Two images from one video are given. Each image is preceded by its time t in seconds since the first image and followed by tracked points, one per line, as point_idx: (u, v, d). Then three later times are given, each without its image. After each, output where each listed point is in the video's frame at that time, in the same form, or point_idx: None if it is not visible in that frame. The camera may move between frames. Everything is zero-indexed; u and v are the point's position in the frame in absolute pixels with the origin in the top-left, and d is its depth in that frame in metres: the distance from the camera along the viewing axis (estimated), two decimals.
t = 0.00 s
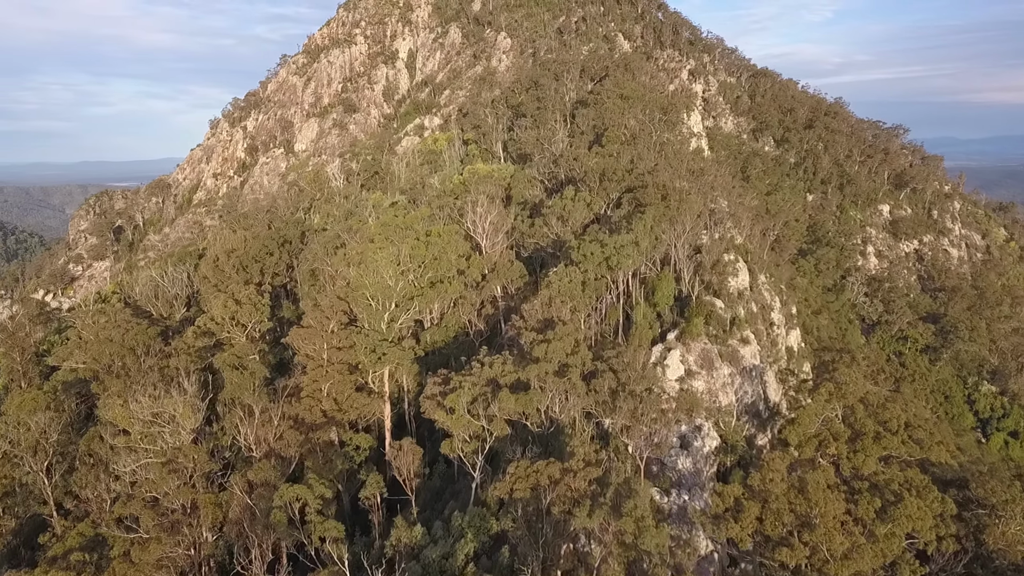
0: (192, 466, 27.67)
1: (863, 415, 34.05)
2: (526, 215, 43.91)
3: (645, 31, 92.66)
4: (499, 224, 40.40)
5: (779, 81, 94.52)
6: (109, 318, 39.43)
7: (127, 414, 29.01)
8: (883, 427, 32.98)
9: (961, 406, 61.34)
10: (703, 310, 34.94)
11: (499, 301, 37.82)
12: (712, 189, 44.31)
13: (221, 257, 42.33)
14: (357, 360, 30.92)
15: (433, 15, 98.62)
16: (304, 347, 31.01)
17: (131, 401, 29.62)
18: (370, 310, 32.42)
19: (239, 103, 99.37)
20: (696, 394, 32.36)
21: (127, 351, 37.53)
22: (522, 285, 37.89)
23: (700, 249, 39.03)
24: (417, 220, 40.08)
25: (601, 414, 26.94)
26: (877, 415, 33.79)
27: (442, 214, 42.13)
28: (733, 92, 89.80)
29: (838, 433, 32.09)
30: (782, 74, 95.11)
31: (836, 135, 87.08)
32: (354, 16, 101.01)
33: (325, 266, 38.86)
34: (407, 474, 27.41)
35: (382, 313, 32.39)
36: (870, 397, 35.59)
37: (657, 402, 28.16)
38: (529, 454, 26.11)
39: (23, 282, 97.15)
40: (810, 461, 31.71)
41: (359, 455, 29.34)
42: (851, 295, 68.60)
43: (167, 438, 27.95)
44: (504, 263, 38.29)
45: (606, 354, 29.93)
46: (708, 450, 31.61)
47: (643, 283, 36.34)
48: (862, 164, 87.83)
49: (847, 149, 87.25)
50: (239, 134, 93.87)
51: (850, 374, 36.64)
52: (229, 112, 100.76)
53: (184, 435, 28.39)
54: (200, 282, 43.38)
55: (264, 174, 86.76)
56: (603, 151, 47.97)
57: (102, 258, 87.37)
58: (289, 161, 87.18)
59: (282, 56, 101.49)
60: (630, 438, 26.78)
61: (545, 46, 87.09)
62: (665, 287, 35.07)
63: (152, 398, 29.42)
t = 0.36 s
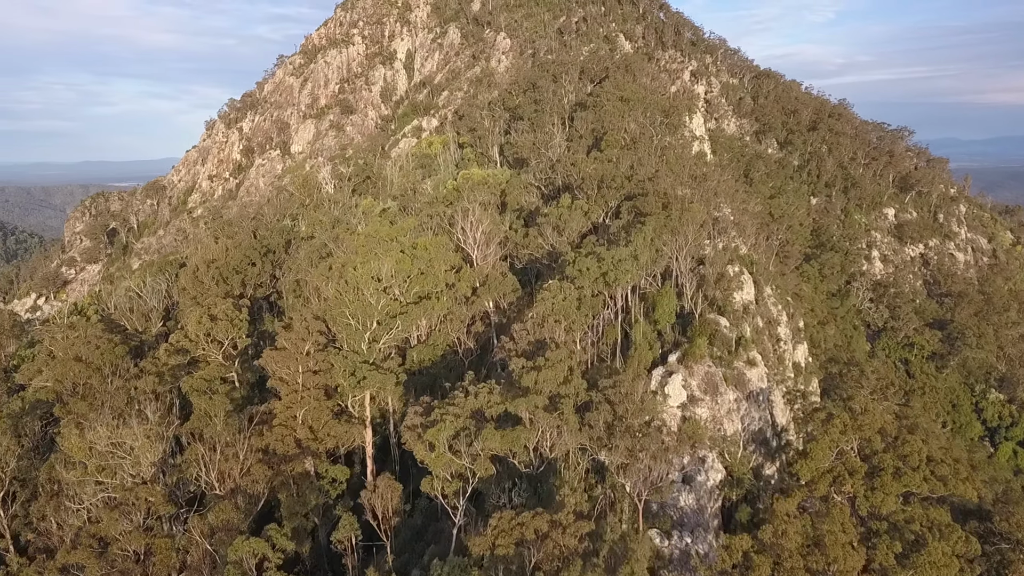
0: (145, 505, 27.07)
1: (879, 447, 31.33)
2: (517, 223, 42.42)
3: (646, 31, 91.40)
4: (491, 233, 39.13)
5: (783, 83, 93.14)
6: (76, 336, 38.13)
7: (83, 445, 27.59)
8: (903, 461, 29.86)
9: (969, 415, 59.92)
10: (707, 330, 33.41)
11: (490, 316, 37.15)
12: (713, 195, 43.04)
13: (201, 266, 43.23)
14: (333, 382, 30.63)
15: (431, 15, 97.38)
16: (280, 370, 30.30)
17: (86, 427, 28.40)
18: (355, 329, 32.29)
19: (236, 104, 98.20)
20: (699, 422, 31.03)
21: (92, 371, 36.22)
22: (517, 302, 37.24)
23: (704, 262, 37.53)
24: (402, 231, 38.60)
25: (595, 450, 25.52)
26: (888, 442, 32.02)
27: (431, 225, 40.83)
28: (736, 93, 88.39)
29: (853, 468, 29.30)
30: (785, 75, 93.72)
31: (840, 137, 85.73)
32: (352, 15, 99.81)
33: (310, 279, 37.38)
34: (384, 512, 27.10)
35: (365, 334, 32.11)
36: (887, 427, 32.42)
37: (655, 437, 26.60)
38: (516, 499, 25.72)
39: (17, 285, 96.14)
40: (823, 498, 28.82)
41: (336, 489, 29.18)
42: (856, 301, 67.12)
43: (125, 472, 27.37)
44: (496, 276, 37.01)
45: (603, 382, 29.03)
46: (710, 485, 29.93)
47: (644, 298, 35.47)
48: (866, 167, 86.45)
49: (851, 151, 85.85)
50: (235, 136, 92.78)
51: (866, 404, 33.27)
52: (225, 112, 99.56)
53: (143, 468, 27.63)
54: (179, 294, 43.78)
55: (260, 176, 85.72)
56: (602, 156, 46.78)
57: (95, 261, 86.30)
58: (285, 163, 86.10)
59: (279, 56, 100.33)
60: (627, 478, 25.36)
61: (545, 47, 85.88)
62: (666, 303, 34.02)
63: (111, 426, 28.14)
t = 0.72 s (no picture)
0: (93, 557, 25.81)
1: (900, 486, 29.29)
2: (507, 234, 41.02)
3: (646, 32, 90.17)
4: (481, 246, 37.61)
5: (784, 84, 91.88)
6: (37, 360, 37.13)
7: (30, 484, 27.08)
8: (925, 505, 27.72)
9: (975, 424, 58.72)
10: (709, 351, 32.17)
11: (479, 334, 35.93)
12: (712, 204, 41.91)
13: (177, 279, 42.47)
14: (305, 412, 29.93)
15: (428, 15, 96.08)
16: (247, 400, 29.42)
17: (35, 463, 27.82)
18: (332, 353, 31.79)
19: (229, 105, 96.84)
20: (702, 458, 29.69)
21: (49, 397, 34.80)
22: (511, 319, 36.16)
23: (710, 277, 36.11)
24: (385, 245, 37.99)
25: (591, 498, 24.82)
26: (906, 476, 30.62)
27: (416, 238, 39.45)
28: (737, 94, 87.06)
29: (872, 511, 27.86)
30: (787, 77, 92.47)
31: (842, 140, 84.60)
32: (348, 15, 98.49)
33: (291, 295, 36.50)
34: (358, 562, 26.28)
35: (339, 359, 31.60)
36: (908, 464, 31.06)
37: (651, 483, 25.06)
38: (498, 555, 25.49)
39: (7, 288, 94.79)
40: (840, 544, 27.56)
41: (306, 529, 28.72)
42: (860, 306, 65.82)
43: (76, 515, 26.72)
44: (485, 293, 35.56)
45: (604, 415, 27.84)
46: (715, 527, 29.10)
47: (644, 318, 34.54)
48: (869, 170, 85.18)
49: (854, 154, 84.70)
50: (229, 137, 91.49)
51: (886, 440, 31.29)
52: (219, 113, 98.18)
53: (96, 508, 26.90)
54: (154, 308, 43.10)
55: (254, 178, 84.57)
56: (598, 163, 45.59)
57: (86, 264, 85.03)
58: (279, 165, 84.88)
59: (273, 57, 98.99)
60: (624, 526, 24.31)
61: (543, 47, 84.60)
62: (665, 322, 32.88)
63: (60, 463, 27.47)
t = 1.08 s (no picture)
0: None
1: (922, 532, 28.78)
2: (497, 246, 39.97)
3: (645, 33, 89.10)
4: (471, 260, 37.04)
5: (786, 86, 90.76)
6: None
7: None
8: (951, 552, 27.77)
9: (980, 432, 57.63)
10: (713, 376, 30.83)
11: (469, 353, 34.80)
12: (712, 213, 40.90)
13: (154, 291, 42.06)
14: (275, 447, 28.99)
15: (425, 15, 95.00)
16: (216, 431, 28.81)
17: None
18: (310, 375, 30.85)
19: (224, 106, 95.76)
20: (706, 496, 28.37)
21: (8, 422, 33.80)
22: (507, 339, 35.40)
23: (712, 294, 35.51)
24: (369, 261, 36.29)
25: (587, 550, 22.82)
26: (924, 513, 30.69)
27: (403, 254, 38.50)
28: (738, 96, 85.81)
29: (892, 558, 26.92)
30: (788, 78, 91.40)
31: (844, 142, 83.59)
32: (344, 16, 97.39)
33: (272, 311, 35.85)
34: None
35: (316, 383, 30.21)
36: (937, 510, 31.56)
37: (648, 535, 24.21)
38: None
39: None
40: None
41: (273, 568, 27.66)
42: (863, 312, 64.69)
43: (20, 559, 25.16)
44: (475, 310, 34.67)
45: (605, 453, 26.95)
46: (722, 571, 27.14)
47: (646, 340, 33.46)
48: (871, 172, 84.11)
49: (855, 157, 83.67)
50: (223, 139, 90.40)
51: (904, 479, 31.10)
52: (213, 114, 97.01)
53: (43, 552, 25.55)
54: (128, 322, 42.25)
55: (248, 180, 83.59)
56: (595, 170, 44.53)
57: (78, 268, 83.80)
58: (273, 167, 83.78)
59: (269, 57, 97.81)
60: None
61: (542, 48, 83.51)
62: (667, 342, 31.80)
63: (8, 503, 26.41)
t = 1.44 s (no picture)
0: None
1: None
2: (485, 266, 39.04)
3: (645, 34, 87.89)
4: (459, 282, 36.19)
5: (787, 88, 89.52)
6: None
7: None
8: None
9: (987, 443, 56.37)
10: (719, 414, 29.79)
11: (457, 376, 33.60)
12: (712, 227, 39.85)
13: (125, 311, 41.52)
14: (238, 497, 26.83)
15: (423, 16, 93.75)
16: (174, 479, 26.69)
17: None
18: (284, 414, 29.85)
19: (218, 108, 94.54)
20: (713, 551, 26.25)
21: None
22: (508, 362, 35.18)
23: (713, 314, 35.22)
24: (346, 287, 34.51)
25: None
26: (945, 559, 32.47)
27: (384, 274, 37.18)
28: (739, 98, 84.57)
29: None
30: (789, 80, 90.16)
31: (846, 146, 82.32)
32: (340, 16, 96.09)
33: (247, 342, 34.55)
34: None
35: (285, 427, 28.53)
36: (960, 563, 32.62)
37: None
38: None
39: None
40: None
41: None
42: (867, 320, 63.60)
43: None
44: (462, 336, 33.30)
45: (600, 515, 25.05)
46: None
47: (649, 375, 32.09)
48: (874, 176, 82.94)
49: (858, 160, 82.48)
50: (217, 142, 89.19)
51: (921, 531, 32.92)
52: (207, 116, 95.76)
53: None
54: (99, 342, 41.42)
55: (242, 184, 82.55)
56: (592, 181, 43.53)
57: (69, 273, 82.68)
58: (268, 170, 82.72)
59: (263, 59, 96.55)
60: None
61: (540, 50, 82.32)
62: (669, 375, 30.62)
63: None
